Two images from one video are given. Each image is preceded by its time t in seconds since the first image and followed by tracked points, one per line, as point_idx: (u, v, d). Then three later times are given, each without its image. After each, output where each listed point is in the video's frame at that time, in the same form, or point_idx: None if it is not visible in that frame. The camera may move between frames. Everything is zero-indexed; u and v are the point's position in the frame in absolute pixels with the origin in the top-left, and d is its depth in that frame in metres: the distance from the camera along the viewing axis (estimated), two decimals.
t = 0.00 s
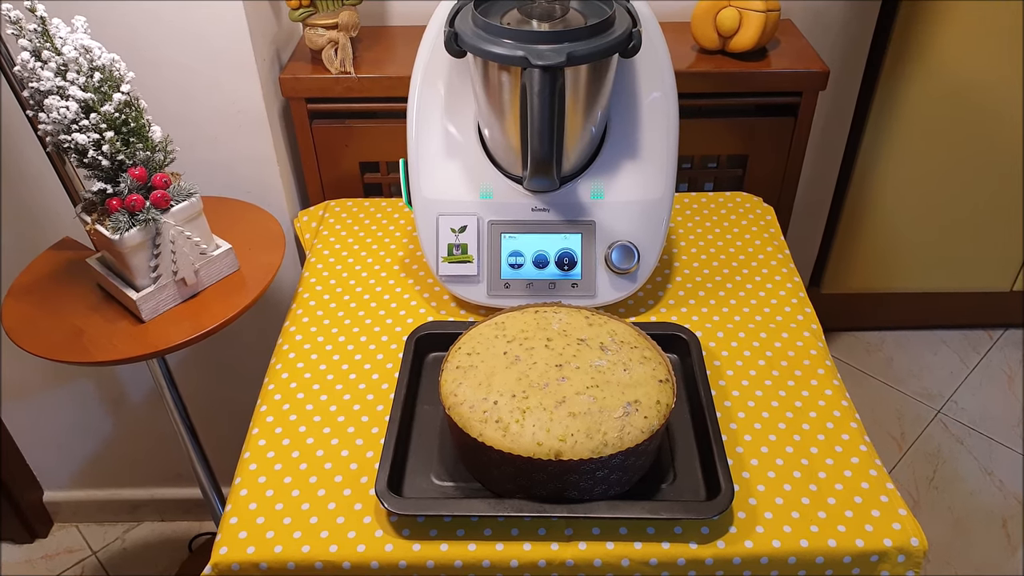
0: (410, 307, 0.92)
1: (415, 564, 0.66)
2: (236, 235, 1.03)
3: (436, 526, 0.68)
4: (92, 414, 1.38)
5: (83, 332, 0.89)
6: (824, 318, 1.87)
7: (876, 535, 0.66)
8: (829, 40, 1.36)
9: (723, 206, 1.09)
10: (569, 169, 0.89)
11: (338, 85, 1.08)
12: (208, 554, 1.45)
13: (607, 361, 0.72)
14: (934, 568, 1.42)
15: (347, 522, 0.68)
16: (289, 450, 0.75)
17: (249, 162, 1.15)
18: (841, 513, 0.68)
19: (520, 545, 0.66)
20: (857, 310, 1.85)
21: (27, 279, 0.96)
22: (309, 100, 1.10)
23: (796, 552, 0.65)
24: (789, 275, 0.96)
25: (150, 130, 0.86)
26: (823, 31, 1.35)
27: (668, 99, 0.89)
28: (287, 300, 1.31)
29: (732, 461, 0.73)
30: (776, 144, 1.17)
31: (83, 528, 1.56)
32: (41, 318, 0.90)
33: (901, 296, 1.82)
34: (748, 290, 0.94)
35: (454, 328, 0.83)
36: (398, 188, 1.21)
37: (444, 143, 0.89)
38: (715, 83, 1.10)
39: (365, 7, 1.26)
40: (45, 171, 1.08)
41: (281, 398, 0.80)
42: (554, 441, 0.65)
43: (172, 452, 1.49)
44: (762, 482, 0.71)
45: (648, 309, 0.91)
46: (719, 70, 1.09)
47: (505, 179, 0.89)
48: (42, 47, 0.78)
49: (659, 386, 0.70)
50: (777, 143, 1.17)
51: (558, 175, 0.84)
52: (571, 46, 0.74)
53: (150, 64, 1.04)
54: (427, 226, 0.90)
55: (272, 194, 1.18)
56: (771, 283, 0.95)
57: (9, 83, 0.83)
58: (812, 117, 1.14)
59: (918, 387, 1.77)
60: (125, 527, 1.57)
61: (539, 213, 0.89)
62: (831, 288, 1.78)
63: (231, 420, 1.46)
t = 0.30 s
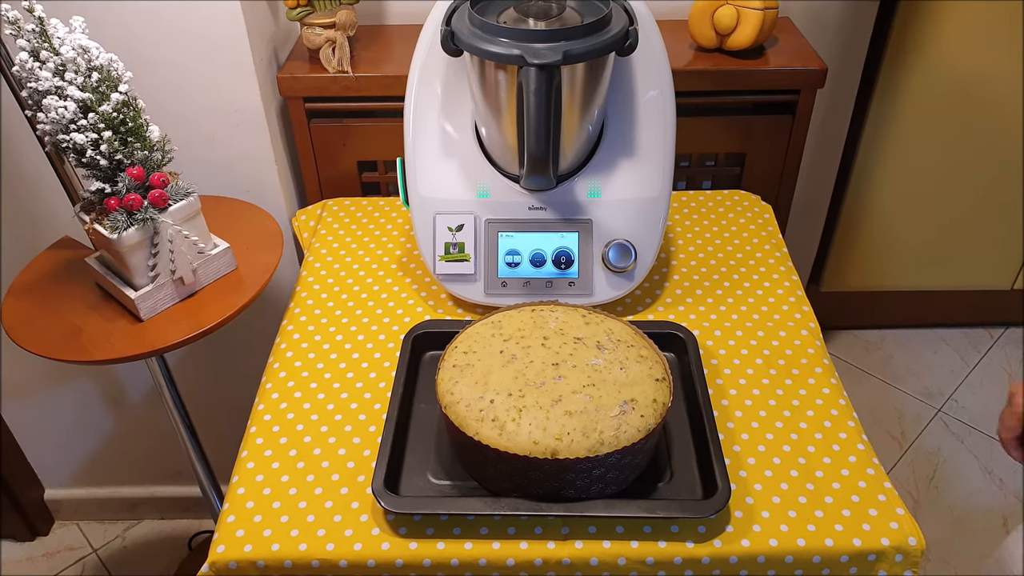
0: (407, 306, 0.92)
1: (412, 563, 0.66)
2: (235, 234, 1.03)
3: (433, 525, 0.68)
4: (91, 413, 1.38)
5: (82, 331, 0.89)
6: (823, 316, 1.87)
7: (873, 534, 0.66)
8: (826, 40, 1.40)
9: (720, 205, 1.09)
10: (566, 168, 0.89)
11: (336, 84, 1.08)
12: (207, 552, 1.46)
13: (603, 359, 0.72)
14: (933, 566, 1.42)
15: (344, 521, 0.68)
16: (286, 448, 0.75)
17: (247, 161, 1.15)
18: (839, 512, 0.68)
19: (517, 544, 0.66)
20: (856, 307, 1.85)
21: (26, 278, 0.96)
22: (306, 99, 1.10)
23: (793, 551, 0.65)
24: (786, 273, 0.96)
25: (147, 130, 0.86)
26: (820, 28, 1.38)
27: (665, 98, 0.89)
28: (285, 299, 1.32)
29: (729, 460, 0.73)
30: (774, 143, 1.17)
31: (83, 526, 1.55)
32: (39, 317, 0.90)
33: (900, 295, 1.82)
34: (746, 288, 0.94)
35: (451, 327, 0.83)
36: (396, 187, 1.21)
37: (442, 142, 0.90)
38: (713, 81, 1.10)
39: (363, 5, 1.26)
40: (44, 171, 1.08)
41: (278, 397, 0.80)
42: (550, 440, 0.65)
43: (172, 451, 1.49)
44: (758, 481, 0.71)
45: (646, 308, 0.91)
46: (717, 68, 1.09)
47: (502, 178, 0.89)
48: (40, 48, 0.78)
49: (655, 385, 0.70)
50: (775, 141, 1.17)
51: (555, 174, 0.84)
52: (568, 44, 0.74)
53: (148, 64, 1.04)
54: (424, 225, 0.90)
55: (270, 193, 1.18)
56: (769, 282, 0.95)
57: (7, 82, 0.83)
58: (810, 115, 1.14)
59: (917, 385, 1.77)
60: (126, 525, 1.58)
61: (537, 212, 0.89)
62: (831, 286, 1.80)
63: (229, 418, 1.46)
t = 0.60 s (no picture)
0: (411, 308, 0.92)
1: (414, 565, 0.66)
2: (240, 235, 1.04)
3: (436, 526, 0.68)
4: (96, 412, 1.38)
5: (87, 331, 0.89)
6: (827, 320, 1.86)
7: (876, 539, 0.66)
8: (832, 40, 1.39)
9: (725, 208, 1.09)
10: (571, 171, 0.89)
11: (341, 86, 1.08)
12: (210, 552, 1.46)
13: (606, 362, 0.72)
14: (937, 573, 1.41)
15: (347, 522, 0.68)
16: (290, 449, 0.75)
17: (252, 163, 1.15)
18: (842, 517, 0.68)
19: (519, 546, 0.66)
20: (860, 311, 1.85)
21: (32, 277, 0.97)
22: (312, 101, 1.11)
23: (796, 555, 0.65)
24: (790, 277, 0.96)
25: (154, 131, 0.86)
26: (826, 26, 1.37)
27: (670, 102, 0.89)
28: (290, 300, 1.32)
29: (732, 464, 0.73)
30: (778, 146, 1.17)
31: (87, 526, 1.56)
32: (46, 317, 0.91)
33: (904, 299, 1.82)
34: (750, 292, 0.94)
35: (455, 329, 0.83)
36: (400, 189, 1.21)
37: (447, 145, 0.90)
38: (717, 84, 1.10)
39: (369, 8, 1.26)
40: (52, 170, 1.09)
41: (282, 398, 0.80)
42: (553, 443, 0.65)
43: (176, 450, 1.50)
44: (761, 485, 0.71)
45: (650, 311, 0.91)
46: (722, 72, 1.09)
47: (507, 180, 0.90)
48: (48, 49, 0.79)
49: (658, 389, 0.70)
50: (780, 144, 1.16)
51: (560, 177, 0.85)
52: (573, 48, 0.74)
53: (155, 65, 1.05)
54: (429, 227, 0.90)
55: (275, 194, 1.19)
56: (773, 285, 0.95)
57: (15, 83, 0.84)
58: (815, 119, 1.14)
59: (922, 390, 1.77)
60: (130, 524, 1.59)
61: (541, 215, 0.89)
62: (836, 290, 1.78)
63: (233, 418, 1.47)
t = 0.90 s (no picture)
0: (415, 308, 0.92)
1: (418, 566, 0.66)
2: (243, 235, 1.03)
3: (439, 527, 0.68)
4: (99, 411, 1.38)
5: (91, 331, 0.89)
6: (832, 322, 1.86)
7: (880, 540, 0.66)
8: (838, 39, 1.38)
9: (729, 208, 1.08)
10: (574, 171, 0.89)
11: (345, 86, 1.08)
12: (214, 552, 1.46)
13: (610, 363, 0.72)
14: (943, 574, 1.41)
15: (350, 522, 0.68)
16: (293, 450, 0.75)
17: (255, 163, 1.15)
18: (846, 518, 0.68)
19: (524, 547, 0.66)
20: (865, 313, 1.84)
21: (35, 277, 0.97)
22: (316, 100, 1.11)
23: (800, 556, 0.65)
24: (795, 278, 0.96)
25: (158, 130, 0.86)
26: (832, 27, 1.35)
27: (674, 101, 0.89)
28: (293, 300, 1.32)
29: (736, 465, 0.73)
30: (783, 147, 1.16)
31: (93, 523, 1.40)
32: (49, 317, 0.91)
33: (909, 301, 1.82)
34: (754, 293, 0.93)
35: (458, 329, 0.83)
36: (404, 189, 1.21)
37: (451, 145, 0.90)
38: (722, 85, 1.10)
39: (373, 7, 1.26)
40: (55, 169, 1.09)
41: (286, 398, 0.80)
42: (557, 444, 0.65)
43: (179, 449, 1.54)
44: (765, 486, 0.71)
45: (654, 312, 0.91)
46: (727, 72, 1.09)
47: (511, 180, 0.89)
48: (51, 49, 0.79)
49: (663, 389, 0.70)
50: (784, 145, 1.16)
51: (564, 177, 0.84)
52: (578, 48, 0.74)
53: (159, 64, 1.05)
54: (433, 227, 0.90)
55: (279, 194, 1.19)
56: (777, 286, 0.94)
57: (18, 83, 0.84)
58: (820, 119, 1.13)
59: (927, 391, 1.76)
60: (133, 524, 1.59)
61: (545, 215, 0.89)
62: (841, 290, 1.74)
63: (236, 418, 1.46)
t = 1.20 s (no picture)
0: (413, 309, 0.92)
1: (416, 567, 0.66)
2: (241, 236, 1.03)
3: (437, 529, 0.68)
4: (96, 413, 1.38)
5: (87, 333, 0.89)
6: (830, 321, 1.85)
7: (878, 539, 0.66)
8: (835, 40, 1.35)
9: (728, 208, 1.08)
10: (572, 171, 0.89)
11: (343, 86, 1.08)
12: (211, 554, 1.46)
13: (609, 364, 0.72)
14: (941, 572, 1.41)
15: (348, 524, 0.68)
16: (291, 451, 0.75)
17: (253, 163, 1.15)
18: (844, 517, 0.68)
19: (455, 534, 0.67)
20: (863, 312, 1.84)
21: (31, 279, 0.97)
22: (313, 100, 1.10)
23: (799, 556, 0.65)
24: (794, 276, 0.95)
25: (153, 131, 0.86)
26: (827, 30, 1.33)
27: (672, 101, 0.89)
28: (291, 300, 1.32)
29: (734, 465, 0.73)
30: (781, 147, 1.16)
31: (87, 526, 1.55)
32: (46, 319, 0.90)
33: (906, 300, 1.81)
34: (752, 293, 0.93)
35: (457, 330, 0.83)
36: (402, 189, 1.21)
37: (448, 145, 0.89)
38: (720, 85, 1.10)
39: (370, 7, 1.26)
40: (51, 170, 1.08)
41: (283, 399, 0.80)
42: (556, 445, 0.64)
43: (176, 453, 1.51)
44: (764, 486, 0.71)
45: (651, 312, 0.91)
46: (725, 72, 1.09)
47: (509, 180, 0.89)
48: (46, 49, 0.79)
49: (661, 390, 0.70)
50: (782, 145, 1.16)
51: (562, 177, 0.84)
52: (575, 48, 0.74)
53: (156, 65, 1.05)
54: (430, 228, 0.90)
55: (276, 194, 1.18)
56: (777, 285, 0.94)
57: (13, 83, 0.83)
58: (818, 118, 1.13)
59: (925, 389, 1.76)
60: (130, 526, 1.58)
61: (543, 215, 0.89)
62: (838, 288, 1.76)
63: (233, 418, 1.46)
